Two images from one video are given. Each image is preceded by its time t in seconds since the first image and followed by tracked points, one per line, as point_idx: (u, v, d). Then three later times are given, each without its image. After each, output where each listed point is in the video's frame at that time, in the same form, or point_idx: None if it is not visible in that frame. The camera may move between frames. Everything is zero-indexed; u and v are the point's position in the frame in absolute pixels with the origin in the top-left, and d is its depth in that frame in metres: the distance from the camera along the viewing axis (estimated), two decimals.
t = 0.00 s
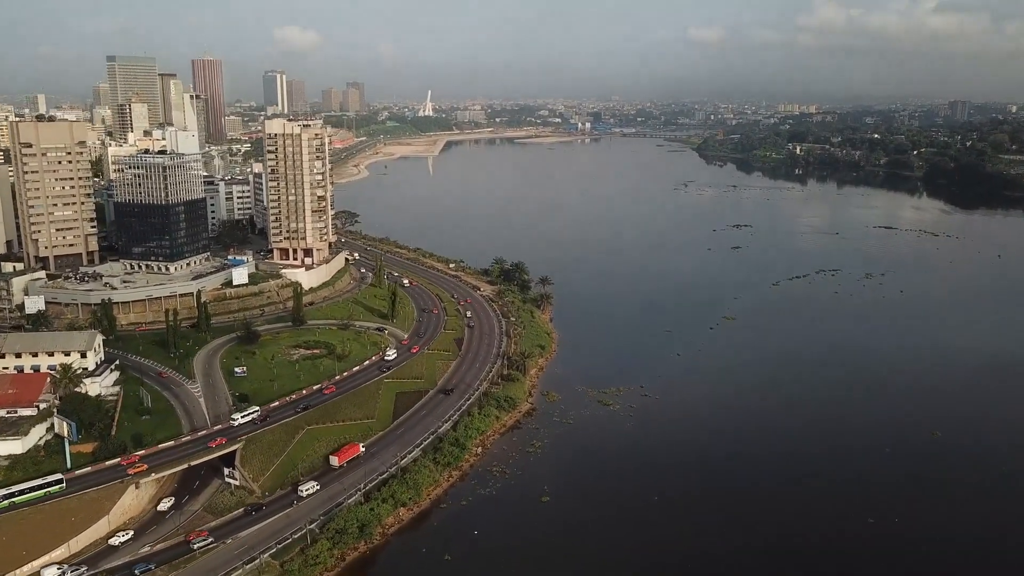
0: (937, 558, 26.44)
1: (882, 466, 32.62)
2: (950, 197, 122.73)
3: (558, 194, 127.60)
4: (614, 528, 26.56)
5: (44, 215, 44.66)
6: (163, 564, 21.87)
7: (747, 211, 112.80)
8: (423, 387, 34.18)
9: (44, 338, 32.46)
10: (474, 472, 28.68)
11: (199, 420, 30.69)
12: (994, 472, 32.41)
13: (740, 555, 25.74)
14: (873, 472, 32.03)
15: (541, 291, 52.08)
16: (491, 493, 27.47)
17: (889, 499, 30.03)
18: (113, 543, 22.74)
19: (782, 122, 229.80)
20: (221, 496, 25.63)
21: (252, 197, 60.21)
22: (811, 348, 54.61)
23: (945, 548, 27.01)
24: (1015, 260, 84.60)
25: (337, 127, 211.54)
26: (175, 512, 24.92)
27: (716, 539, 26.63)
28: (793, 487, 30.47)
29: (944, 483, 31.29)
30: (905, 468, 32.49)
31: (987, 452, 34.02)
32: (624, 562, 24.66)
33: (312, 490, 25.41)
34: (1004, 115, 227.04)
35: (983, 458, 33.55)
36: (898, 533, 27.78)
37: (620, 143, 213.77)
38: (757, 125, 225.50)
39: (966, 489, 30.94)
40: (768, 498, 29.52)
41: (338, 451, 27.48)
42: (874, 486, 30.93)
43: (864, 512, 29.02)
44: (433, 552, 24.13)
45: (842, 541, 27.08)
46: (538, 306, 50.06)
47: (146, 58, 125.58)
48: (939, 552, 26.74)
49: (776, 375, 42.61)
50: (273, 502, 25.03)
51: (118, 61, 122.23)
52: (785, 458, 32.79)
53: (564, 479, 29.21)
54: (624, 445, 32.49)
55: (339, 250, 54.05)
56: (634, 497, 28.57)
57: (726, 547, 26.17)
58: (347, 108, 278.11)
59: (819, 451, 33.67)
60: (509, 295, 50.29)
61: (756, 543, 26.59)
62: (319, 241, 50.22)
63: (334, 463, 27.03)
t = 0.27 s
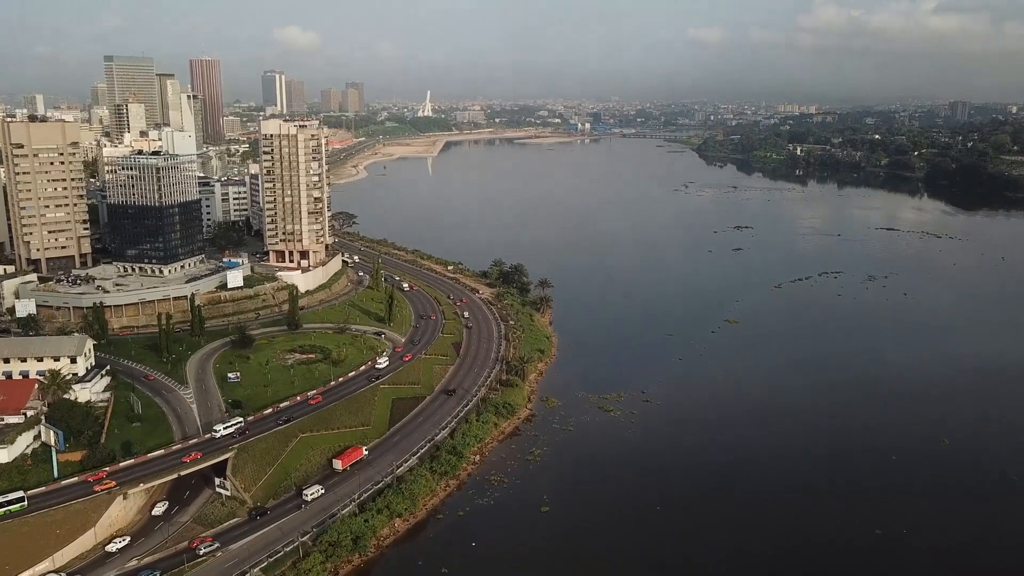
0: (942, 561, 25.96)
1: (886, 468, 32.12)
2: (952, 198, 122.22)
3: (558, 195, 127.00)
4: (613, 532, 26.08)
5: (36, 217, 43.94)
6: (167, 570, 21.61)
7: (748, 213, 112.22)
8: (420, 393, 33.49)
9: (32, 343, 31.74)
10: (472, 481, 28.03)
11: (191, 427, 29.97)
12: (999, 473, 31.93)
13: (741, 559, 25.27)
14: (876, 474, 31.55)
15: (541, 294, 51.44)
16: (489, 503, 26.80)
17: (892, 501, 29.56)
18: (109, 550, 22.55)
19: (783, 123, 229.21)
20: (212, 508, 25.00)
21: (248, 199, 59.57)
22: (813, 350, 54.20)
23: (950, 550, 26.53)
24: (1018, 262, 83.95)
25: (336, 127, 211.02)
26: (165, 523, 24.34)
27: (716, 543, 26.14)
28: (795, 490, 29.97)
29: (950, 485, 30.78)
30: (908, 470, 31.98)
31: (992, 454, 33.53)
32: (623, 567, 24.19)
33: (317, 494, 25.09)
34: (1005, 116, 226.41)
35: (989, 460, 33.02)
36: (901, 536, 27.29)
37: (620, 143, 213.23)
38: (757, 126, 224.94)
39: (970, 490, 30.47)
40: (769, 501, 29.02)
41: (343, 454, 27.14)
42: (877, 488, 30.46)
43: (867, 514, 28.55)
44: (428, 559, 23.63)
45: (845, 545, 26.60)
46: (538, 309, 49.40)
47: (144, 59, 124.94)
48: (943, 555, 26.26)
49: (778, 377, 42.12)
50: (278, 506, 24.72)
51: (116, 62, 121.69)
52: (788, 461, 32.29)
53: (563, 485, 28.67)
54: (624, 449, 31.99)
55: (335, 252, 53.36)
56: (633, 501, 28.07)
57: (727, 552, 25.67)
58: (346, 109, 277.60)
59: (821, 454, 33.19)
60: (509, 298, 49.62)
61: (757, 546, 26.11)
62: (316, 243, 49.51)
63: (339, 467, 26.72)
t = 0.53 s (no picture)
0: (946, 567, 25.50)
1: (888, 470, 31.67)
2: (954, 199, 121.50)
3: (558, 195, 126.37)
4: (612, 538, 25.66)
5: (27, 219, 43.31)
6: None
7: (749, 214, 111.55)
8: (417, 400, 32.81)
9: (22, 348, 31.11)
10: (469, 491, 27.38)
11: (182, 435, 29.31)
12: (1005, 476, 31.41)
13: (742, 565, 24.81)
14: (879, 478, 31.07)
15: (541, 297, 50.77)
16: (486, 514, 26.12)
17: (896, 504, 29.09)
18: (108, 556, 22.29)
19: (784, 124, 228.60)
20: (202, 518, 24.30)
21: (244, 201, 58.93)
22: (814, 352, 53.55)
23: (955, 555, 26.06)
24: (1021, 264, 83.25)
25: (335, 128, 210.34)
26: (154, 536, 23.63)
27: (717, 550, 25.63)
28: (797, 493, 29.52)
29: (954, 489, 30.29)
30: (912, 473, 31.51)
31: (997, 457, 33.00)
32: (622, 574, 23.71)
33: (321, 497, 24.84)
34: (1006, 117, 225.65)
35: (995, 463, 32.49)
36: (905, 540, 26.86)
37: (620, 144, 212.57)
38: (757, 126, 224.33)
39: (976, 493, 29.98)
40: (771, 506, 28.56)
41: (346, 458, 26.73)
42: (880, 491, 29.99)
43: (870, 518, 28.07)
44: (422, 568, 23.14)
45: (847, 550, 26.16)
46: (537, 312, 48.73)
47: (142, 59, 124.26)
48: (947, 560, 25.80)
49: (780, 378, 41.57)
50: (283, 511, 24.44)
51: (114, 61, 121.06)
52: (789, 464, 31.80)
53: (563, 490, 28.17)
54: (624, 452, 31.47)
55: (332, 254, 52.67)
56: (633, 508, 27.50)
57: (728, 557, 25.24)
58: (346, 109, 276.93)
59: (824, 456, 32.68)
60: (508, 301, 48.96)
61: (758, 551, 25.66)
62: (312, 245, 48.83)
63: (342, 471, 26.36)
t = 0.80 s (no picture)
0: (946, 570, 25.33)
1: (888, 472, 31.49)
2: (955, 200, 120.96)
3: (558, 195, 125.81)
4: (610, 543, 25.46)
5: (19, 221, 42.67)
6: None
7: (750, 214, 110.96)
8: (415, 406, 32.15)
9: (11, 354, 30.50)
10: (467, 501, 26.75)
11: (173, 443, 28.63)
12: (1006, 479, 31.21)
13: (741, 569, 24.66)
14: (880, 480, 30.84)
15: (541, 300, 50.15)
16: (484, 525, 25.47)
17: (896, 507, 28.88)
18: (103, 563, 22.09)
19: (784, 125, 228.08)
20: (192, 531, 23.72)
21: (240, 202, 58.32)
22: (817, 354, 52.67)
23: (955, 559, 25.88)
24: None
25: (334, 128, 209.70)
26: (141, 549, 23.04)
27: (715, 553, 25.49)
28: (796, 496, 29.33)
29: (956, 491, 30.07)
30: (912, 475, 31.30)
31: (1002, 461, 32.59)
32: None
33: (327, 501, 24.64)
34: (1008, 118, 224.97)
35: (996, 465, 32.25)
36: (904, 543, 26.70)
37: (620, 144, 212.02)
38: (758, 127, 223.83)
39: (976, 496, 29.80)
40: (770, 509, 28.37)
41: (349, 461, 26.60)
42: (880, 493, 29.80)
43: (870, 521, 27.89)
44: None
45: (847, 553, 25.99)
46: (537, 315, 48.10)
47: (140, 59, 123.58)
48: (947, 564, 25.62)
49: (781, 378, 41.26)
50: (288, 515, 24.18)
51: (111, 61, 120.44)
52: (789, 466, 31.56)
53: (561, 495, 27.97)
54: (623, 456, 31.23)
55: (330, 256, 52.08)
56: (634, 517, 27.04)
57: (726, 560, 25.16)
58: (346, 109, 276.31)
59: (825, 458, 32.40)
60: (507, 304, 48.32)
61: (756, 555, 25.52)
62: (309, 247, 48.17)
63: (345, 474, 26.14)
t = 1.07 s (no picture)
0: (946, 570, 25.26)
1: (887, 472, 31.40)
2: (957, 200, 120.49)
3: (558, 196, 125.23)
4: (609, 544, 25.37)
5: (11, 223, 42.02)
6: None
7: (751, 215, 110.33)
8: (411, 413, 31.49)
9: None
10: (465, 511, 26.11)
11: (165, 452, 27.96)
12: (1006, 478, 31.15)
13: (741, 570, 24.58)
14: (880, 481, 30.72)
15: (540, 303, 49.51)
16: (482, 536, 24.82)
17: (896, 508, 28.78)
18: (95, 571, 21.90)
19: (785, 125, 227.30)
20: (181, 544, 23.08)
21: (237, 204, 57.72)
22: (819, 356, 52.06)
23: (955, 559, 25.79)
24: None
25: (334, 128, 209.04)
26: (127, 563, 22.47)
27: (715, 553, 25.42)
28: (796, 496, 29.23)
29: (956, 491, 30.01)
30: (912, 475, 31.20)
31: (1007, 465, 32.15)
32: None
33: (331, 505, 24.40)
34: (1009, 118, 224.13)
35: (997, 465, 32.13)
36: (904, 543, 26.63)
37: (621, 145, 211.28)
38: (758, 127, 223.08)
39: (975, 495, 29.75)
40: (770, 509, 28.27)
41: (353, 464, 26.35)
42: (880, 494, 29.69)
43: (870, 521, 27.83)
44: None
45: (847, 554, 25.90)
46: (536, 319, 47.42)
47: (139, 59, 123.00)
48: (947, 564, 25.56)
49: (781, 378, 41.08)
50: (291, 520, 23.87)
51: (109, 62, 119.88)
52: (789, 466, 31.43)
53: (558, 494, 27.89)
54: (622, 457, 31.06)
55: (327, 258, 51.46)
56: (636, 524, 26.65)
57: (725, 560, 25.12)
58: (345, 109, 275.50)
59: (825, 459, 32.20)
60: (506, 307, 47.67)
61: (756, 555, 25.47)
62: (305, 250, 47.50)
63: (349, 478, 25.81)
